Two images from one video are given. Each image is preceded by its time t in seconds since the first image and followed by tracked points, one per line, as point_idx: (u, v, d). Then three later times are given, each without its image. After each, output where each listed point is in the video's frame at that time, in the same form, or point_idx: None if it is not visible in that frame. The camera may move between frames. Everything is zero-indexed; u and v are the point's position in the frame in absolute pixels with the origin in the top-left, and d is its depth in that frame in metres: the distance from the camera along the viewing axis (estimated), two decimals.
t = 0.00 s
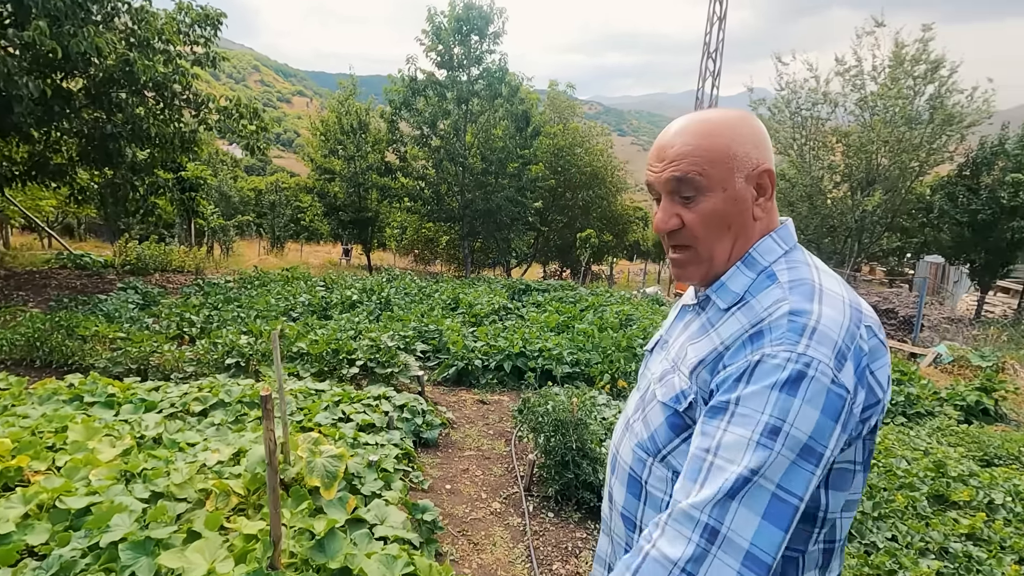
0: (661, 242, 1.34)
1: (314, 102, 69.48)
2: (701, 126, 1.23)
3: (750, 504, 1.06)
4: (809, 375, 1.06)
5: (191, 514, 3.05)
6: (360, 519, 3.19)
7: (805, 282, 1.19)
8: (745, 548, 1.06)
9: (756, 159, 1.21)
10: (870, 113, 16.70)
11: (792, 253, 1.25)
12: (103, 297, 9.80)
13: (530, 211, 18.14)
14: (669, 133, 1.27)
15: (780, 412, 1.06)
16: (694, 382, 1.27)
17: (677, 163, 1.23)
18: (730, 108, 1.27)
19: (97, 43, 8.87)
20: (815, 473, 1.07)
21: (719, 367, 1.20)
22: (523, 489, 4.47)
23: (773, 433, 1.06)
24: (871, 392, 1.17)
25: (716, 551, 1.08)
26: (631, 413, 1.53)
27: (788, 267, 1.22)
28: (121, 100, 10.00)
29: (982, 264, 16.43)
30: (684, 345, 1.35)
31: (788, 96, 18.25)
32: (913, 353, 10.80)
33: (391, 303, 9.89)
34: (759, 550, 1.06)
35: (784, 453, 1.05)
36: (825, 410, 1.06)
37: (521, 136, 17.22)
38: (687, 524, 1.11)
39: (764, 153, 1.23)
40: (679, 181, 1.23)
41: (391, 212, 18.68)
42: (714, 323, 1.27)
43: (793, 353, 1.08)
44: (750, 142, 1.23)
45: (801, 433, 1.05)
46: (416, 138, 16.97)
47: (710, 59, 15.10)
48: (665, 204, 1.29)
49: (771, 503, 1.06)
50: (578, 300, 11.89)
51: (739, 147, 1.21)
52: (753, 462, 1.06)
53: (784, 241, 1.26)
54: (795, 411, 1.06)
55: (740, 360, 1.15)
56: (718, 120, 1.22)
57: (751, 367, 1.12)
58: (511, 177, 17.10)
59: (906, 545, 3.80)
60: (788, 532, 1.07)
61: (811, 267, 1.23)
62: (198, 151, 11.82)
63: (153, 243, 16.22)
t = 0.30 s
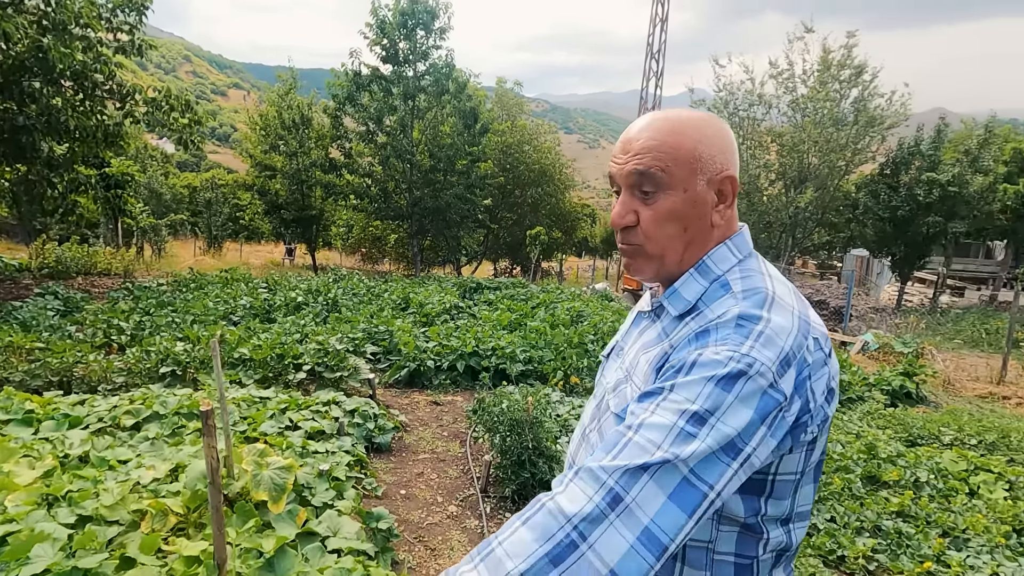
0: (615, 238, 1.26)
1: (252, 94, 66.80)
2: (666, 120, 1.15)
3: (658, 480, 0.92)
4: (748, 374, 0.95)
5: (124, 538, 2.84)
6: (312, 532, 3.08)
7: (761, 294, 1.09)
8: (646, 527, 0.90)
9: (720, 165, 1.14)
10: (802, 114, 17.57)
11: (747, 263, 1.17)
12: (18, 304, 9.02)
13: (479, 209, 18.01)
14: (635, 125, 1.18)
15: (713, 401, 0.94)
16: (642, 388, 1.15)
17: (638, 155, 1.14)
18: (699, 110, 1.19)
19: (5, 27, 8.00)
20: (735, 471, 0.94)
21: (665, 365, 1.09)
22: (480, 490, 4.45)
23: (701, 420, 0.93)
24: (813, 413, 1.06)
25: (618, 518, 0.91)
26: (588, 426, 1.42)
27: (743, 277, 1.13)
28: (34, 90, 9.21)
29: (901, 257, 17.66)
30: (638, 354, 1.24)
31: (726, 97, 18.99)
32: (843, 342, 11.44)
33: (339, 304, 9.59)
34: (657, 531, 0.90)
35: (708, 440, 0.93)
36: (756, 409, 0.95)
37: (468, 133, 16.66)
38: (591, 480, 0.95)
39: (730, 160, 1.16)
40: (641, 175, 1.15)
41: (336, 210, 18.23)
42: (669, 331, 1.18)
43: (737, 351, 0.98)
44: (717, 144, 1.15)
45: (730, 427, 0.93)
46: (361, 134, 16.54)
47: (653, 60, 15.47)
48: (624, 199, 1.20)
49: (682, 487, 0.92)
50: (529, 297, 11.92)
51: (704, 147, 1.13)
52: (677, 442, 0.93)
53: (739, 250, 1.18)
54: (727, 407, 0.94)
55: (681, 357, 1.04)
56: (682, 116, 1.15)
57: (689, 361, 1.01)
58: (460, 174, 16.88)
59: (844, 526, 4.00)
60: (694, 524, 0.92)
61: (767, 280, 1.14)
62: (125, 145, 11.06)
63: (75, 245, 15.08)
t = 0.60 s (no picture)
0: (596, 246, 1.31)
1: (167, 88, 62.69)
2: (648, 134, 1.20)
3: (646, 483, 0.95)
4: (727, 380, 1.01)
5: None
6: (264, 553, 2.95)
7: (734, 304, 1.16)
8: (633, 526, 0.94)
9: (697, 180, 1.20)
10: (727, 118, 18.55)
11: (722, 275, 1.24)
12: None
13: (419, 210, 17.76)
14: (618, 139, 1.23)
15: (694, 407, 0.99)
16: (623, 393, 1.20)
17: (622, 168, 1.19)
18: (680, 124, 1.25)
19: None
20: (714, 472, 0.99)
21: (647, 372, 1.14)
22: (435, 496, 4.40)
23: (683, 424, 0.98)
24: (780, 414, 1.13)
25: (607, 518, 0.94)
26: (561, 427, 1.45)
27: (717, 287, 1.20)
28: None
29: (818, 252, 18.99)
30: (616, 360, 1.29)
31: (657, 101, 19.76)
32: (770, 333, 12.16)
33: (275, 310, 9.21)
34: (644, 532, 0.94)
35: (692, 443, 0.97)
36: (735, 412, 1.01)
37: (407, 133, 16.44)
38: (583, 484, 0.98)
39: (707, 175, 1.22)
40: (623, 187, 1.20)
41: (268, 213, 17.60)
42: (646, 337, 1.24)
43: (715, 358, 1.04)
44: (696, 160, 1.21)
45: (711, 431, 0.98)
46: (294, 133, 15.94)
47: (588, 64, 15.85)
48: (607, 208, 1.25)
49: (667, 490, 0.96)
50: (473, 299, 11.90)
51: (683, 163, 1.19)
52: (665, 445, 0.97)
53: (714, 261, 1.26)
54: (707, 412, 0.99)
55: (663, 364, 1.10)
56: (663, 131, 1.20)
57: (671, 368, 1.06)
58: (399, 175, 16.58)
59: (782, 507, 4.27)
60: (677, 523, 0.96)
61: (738, 290, 1.21)
62: (26, 143, 10.09)
63: None
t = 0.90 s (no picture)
0: (573, 248, 1.41)
1: (63, 78, 57.37)
2: (621, 146, 1.30)
3: (626, 470, 1.02)
4: (698, 374, 1.10)
5: None
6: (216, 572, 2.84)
7: (699, 306, 1.27)
8: (616, 509, 1.00)
9: (665, 190, 1.31)
10: (654, 116, 19.27)
11: (686, 278, 1.35)
12: None
13: (352, 208, 17.26)
14: (593, 150, 1.33)
15: (671, 399, 1.07)
16: (600, 389, 1.28)
17: (597, 176, 1.29)
18: (649, 136, 1.36)
19: None
20: (687, 460, 1.07)
21: (624, 367, 1.22)
22: (389, 500, 4.35)
23: (659, 414, 1.05)
24: (742, 409, 1.23)
25: (593, 502, 1.00)
26: (537, 424, 1.52)
27: (683, 291, 1.31)
28: None
29: (740, 244, 19.99)
30: (591, 358, 1.37)
31: (588, 99, 20.21)
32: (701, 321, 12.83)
33: (203, 317, 8.70)
34: (626, 516, 1.00)
35: (669, 431, 1.05)
36: (706, 403, 1.09)
37: (337, 129, 15.97)
38: (569, 472, 1.04)
39: (673, 185, 1.33)
40: (599, 195, 1.30)
41: (188, 214, 16.58)
42: (620, 337, 1.33)
43: (687, 355, 1.13)
44: (665, 171, 1.32)
45: (685, 421, 1.06)
46: (214, 129, 15.05)
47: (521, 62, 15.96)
48: (583, 214, 1.35)
49: (647, 477, 1.03)
50: (414, 298, 11.75)
51: (653, 173, 1.30)
52: (645, 434, 1.04)
53: (679, 266, 1.37)
54: (681, 404, 1.07)
55: (640, 360, 1.18)
56: (635, 141, 1.30)
57: (648, 365, 1.14)
58: (330, 172, 16.04)
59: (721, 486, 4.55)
60: (656, 508, 1.03)
61: (702, 294, 1.32)
62: None
63: None
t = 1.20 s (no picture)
0: (542, 254, 1.46)
1: None
2: (587, 156, 1.36)
3: (600, 461, 1.07)
4: (664, 370, 1.16)
5: None
6: None
7: (663, 307, 1.33)
8: (591, 499, 1.05)
9: (628, 198, 1.38)
10: (604, 117, 19.64)
11: (650, 280, 1.42)
12: None
13: (301, 208, 16.76)
14: (559, 159, 1.39)
15: (639, 395, 1.13)
16: (572, 387, 1.34)
17: (565, 185, 1.35)
18: (612, 146, 1.42)
19: None
20: (655, 450, 1.14)
21: (594, 366, 1.28)
22: (350, 506, 4.29)
23: (629, 409, 1.11)
24: (703, 402, 1.31)
25: (571, 494, 1.05)
26: (508, 423, 1.56)
27: (648, 292, 1.38)
28: None
29: (687, 241, 20.72)
30: (562, 359, 1.43)
31: (540, 99, 20.38)
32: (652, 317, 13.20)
33: (144, 324, 8.26)
34: (601, 505, 1.06)
35: (638, 423, 1.11)
36: (671, 396, 1.16)
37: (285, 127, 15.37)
38: (547, 468, 1.08)
39: (635, 192, 1.40)
40: (568, 203, 1.36)
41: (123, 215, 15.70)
42: (589, 338, 1.39)
43: (653, 352, 1.19)
44: (627, 178, 1.38)
45: (653, 414, 1.12)
46: (150, 125, 14.29)
47: (472, 61, 15.90)
48: (551, 220, 1.41)
49: (619, 467, 1.09)
50: (368, 300, 11.56)
51: (618, 182, 1.36)
52: (616, 429, 1.09)
53: (643, 269, 1.44)
54: (649, 398, 1.13)
55: (610, 358, 1.24)
56: (597, 153, 1.36)
57: (616, 362, 1.21)
58: (277, 172, 15.52)
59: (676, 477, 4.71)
60: (628, 497, 1.09)
61: (665, 295, 1.39)
62: None
63: None
